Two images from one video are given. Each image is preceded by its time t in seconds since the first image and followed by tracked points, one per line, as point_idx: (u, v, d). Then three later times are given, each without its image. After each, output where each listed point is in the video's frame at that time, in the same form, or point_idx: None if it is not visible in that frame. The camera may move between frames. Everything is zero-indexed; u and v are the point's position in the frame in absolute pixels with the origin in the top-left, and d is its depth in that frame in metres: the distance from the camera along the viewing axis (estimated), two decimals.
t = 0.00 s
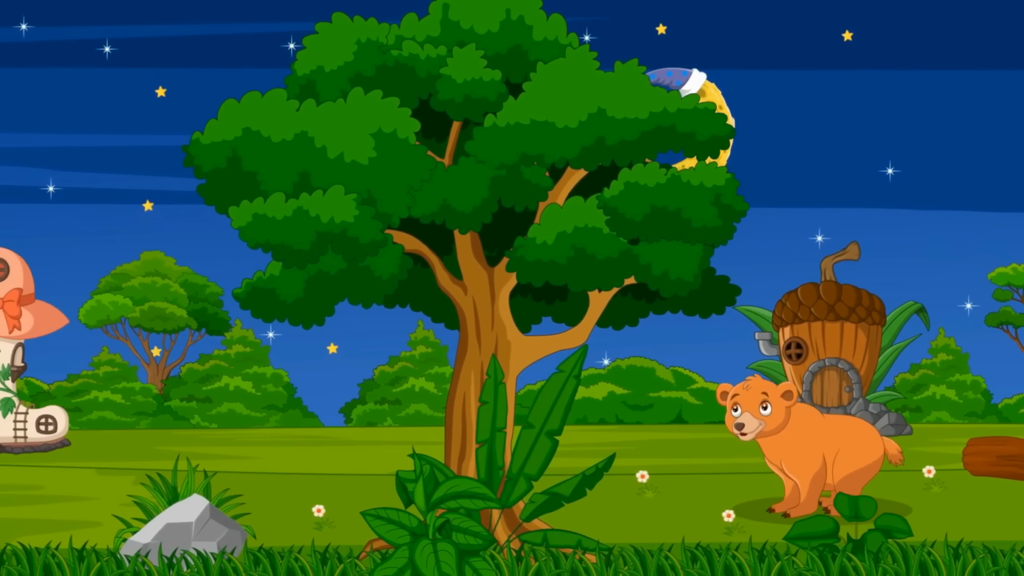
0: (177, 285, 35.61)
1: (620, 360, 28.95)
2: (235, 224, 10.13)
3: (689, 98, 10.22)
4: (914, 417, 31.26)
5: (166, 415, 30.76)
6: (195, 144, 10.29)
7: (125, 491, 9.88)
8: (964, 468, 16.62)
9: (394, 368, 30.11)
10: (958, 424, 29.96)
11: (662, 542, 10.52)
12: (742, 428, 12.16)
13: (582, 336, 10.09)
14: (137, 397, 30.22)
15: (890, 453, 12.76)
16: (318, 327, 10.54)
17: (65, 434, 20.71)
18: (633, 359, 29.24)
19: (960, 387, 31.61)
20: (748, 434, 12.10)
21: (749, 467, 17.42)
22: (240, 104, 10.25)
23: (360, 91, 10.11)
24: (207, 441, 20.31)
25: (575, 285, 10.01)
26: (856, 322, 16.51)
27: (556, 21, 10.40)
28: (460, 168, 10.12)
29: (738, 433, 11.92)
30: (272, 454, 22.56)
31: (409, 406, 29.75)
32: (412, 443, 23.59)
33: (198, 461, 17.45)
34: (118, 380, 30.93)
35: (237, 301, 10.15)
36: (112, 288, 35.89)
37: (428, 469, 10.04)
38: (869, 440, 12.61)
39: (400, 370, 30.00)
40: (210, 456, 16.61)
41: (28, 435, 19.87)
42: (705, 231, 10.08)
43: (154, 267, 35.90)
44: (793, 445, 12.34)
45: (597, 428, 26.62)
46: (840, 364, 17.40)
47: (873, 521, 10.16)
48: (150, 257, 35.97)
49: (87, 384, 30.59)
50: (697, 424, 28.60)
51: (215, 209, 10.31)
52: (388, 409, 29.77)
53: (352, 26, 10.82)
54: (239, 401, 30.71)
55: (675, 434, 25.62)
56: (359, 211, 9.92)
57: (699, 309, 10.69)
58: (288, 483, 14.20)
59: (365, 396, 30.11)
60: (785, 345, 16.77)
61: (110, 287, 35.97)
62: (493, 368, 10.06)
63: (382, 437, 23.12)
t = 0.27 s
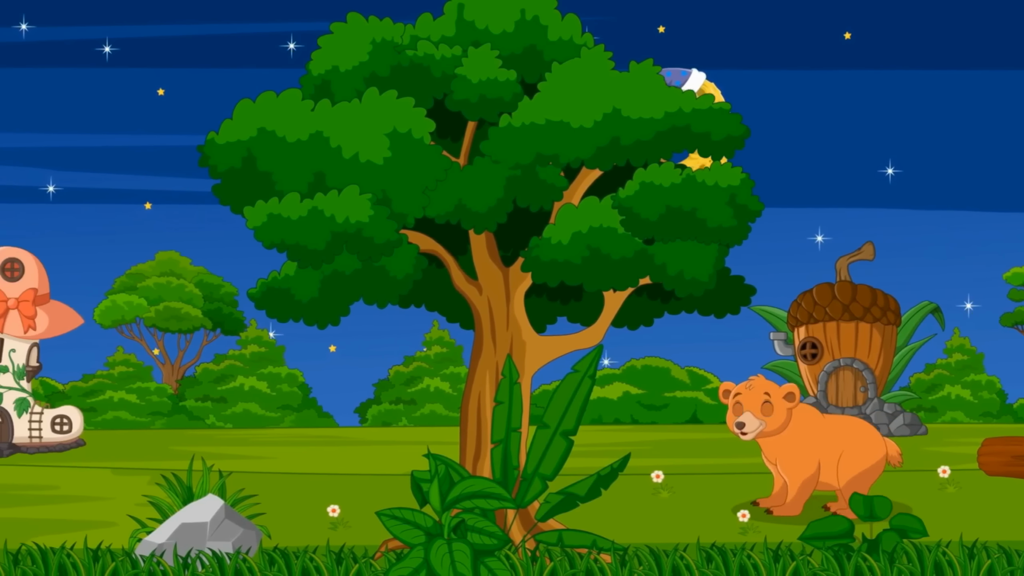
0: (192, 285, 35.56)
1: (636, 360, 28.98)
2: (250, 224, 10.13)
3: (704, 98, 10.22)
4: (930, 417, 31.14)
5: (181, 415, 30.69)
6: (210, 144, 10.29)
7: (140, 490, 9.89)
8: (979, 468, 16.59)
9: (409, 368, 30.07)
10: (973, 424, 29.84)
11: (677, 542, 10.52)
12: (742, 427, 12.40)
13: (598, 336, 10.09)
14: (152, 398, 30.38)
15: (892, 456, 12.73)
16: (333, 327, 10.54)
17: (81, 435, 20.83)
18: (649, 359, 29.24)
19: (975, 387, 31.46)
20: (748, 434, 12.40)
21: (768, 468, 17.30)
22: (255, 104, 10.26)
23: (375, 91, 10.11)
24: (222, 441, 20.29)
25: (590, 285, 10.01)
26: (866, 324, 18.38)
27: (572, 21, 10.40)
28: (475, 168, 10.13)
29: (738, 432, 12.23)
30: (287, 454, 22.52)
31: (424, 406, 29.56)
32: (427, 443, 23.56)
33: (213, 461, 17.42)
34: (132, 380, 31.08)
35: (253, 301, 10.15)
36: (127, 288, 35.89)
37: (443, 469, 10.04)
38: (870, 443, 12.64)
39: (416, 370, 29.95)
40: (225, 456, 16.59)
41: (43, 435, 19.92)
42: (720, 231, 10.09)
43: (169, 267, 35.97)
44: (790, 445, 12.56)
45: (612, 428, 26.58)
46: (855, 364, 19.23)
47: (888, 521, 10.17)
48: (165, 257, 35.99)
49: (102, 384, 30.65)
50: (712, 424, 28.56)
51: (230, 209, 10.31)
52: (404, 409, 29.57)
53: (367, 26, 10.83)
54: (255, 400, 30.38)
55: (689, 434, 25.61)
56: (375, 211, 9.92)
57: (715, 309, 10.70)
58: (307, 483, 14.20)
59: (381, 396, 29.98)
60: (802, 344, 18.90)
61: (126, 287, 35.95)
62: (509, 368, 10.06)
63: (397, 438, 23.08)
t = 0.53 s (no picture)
0: (209, 284, 35.38)
1: (653, 360, 28.98)
2: (268, 224, 10.13)
3: (722, 98, 10.22)
4: (947, 417, 30.93)
5: (198, 415, 29.85)
6: (227, 144, 10.30)
7: (158, 490, 9.89)
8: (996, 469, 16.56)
9: (426, 368, 29.92)
10: (991, 424, 29.65)
11: (694, 542, 10.52)
12: (741, 427, 12.22)
13: (615, 336, 10.09)
14: (170, 398, 29.57)
15: (890, 456, 12.72)
16: (351, 327, 10.55)
17: (98, 435, 20.71)
18: (666, 359, 29.27)
19: (993, 387, 31.22)
20: (747, 434, 12.19)
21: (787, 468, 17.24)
22: (273, 104, 10.26)
23: (393, 91, 10.11)
24: (239, 440, 20.26)
25: (608, 285, 10.01)
26: (886, 322, 18.64)
27: (589, 21, 10.41)
28: (492, 168, 10.13)
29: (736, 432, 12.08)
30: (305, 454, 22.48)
31: (442, 406, 29.42)
32: (444, 443, 23.52)
33: (231, 461, 17.38)
34: (150, 380, 30.53)
35: (270, 301, 10.16)
36: (145, 288, 35.81)
37: (461, 469, 10.04)
38: (868, 441, 12.62)
39: (433, 371, 29.85)
40: (242, 456, 16.53)
41: (60, 435, 19.86)
42: (738, 231, 10.09)
43: (186, 267, 35.80)
44: (792, 445, 12.39)
45: (630, 428, 26.52)
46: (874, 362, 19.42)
47: (905, 521, 10.15)
48: (183, 257, 35.89)
49: (120, 384, 30.20)
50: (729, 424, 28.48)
51: (248, 209, 10.31)
52: (421, 409, 29.41)
53: (385, 26, 10.84)
54: (273, 400, 30.12)
55: (707, 434, 25.58)
56: (392, 211, 9.92)
57: (732, 309, 10.70)
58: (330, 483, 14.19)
59: (398, 396, 29.80)
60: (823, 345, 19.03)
61: (143, 287, 35.87)
62: (527, 368, 10.06)
63: (414, 438, 23.04)
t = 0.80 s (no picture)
0: (225, 284, 35.04)
1: (668, 359, 28.83)
2: (283, 224, 10.13)
3: (736, 98, 10.22)
4: (963, 417, 30.42)
5: (214, 415, 29.41)
6: (242, 144, 10.29)
7: (173, 490, 9.90)
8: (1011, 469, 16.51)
9: (442, 368, 29.46)
10: (1006, 424, 29.28)
11: (709, 542, 10.52)
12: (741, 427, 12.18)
13: (630, 336, 10.09)
14: (184, 397, 29.00)
15: (893, 457, 12.44)
16: (365, 327, 10.55)
17: (113, 435, 19.98)
18: (681, 358, 28.89)
19: (1009, 387, 30.72)
20: (747, 433, 12.14)
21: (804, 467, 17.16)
22: (287, 104, 10.26)
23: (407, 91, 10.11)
24: (253, 441, 20.17)
25: (623, 285, 10.01)
26: (899, 322, 18.86)
27: (604, 21, 10.41)
28: (507, 168, 10.12)
29: (736, 432, 12.03)
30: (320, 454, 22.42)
31: (456, 406, 28.98)
32: (459, 443, 23.46)
33: (247, 461, 17.33)
34: (166, 380, 29.63)
35: (285, 301, 10.16)
36: (160, 288, 35.65)
37: (475, 469, 10.04)
38: (871, 444, 12.38)
39: (448, 370, 29.41)
40: (257, 456, 16.44)
41: (76, 435, 19.13)
42: (753, 231, 10.09)
43: (202, 267, 35.49)
44: (790, 446, 12.28)
45: (645, 428, 26.43)
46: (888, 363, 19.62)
47: (920, 521, 10.14)
48: (198, 257, 35.61)
49: (134, 385, 29.33)
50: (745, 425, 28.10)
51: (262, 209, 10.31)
52: (436, 409, 29.04)
53: (399, 26, 10.84)
54: (288, 401, 29.53)
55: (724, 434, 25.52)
56: (407, 211, 9.92)
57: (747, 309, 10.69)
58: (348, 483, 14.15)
59: (414, 397, 29.40)
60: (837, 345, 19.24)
61: (158, 287, 35.67)
62: (542, 368, 10.06)
63: (428, 439, 22.96)
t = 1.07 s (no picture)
0: (242, 284, 34.99)
1: (686, 360, 28.47)
2: (300, 224, 10.13)
3: (754, 98, 10.22)
4: (980, 417, 29.73)
5: (231, 415, 29.44)
6: (260, 144, 10.29)
7: (190, 490, 9.90)
8: None
9: (459, 368, 29.41)
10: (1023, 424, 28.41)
11: (727, 542, 10.52)
12: (742, 428, 12.29)
13: (648, 336, 10.09)
14: (202, 397, 29.12)
15: (893, 456, 12.51)
16: (382, 326, 10.54)
17: (131, 434, 20.29)
18: (699, 358, 28.68)
19: None
20: (747, 434, 12.25)
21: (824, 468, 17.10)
22: (305, 104, 10.27)
23: (425, 91, 10.12)
24: (271, 441, 20.18)
25: (640, 285, 10.01)
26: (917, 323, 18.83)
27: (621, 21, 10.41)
28: (525, 168, 10.12)
29: (737, 433, 12.13)
30: (337, 454, 22.40)
31: (474, 406, 28.95)
32: (476, 443, 23.43)
33: (264, 461, 17.30)
34: (183, 380, 29.35)
35: (303, 301, 10.16)
36: (177, 288, 35.64)
37: (493, 469, 10.04)
38: (871, 444, 12.47)
39: (466, 370, 29.35)
40: (273, 456, 16.38)
41: (93, 435, 19.38)
42: (770, 231, 10.08)
43: (219, 267, 35.42)
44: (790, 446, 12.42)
45: (662, 428, 26.41)
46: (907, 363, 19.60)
47: (937, 521, 10.14)
48: (215, 257, 35.55)
49: (152, 385, 29.08)
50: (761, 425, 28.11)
51: (280, 209, 10.31)
52: (454, 409, 29.00)
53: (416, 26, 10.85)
54: (306, 401, 29.48)
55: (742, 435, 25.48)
56: (425, 211, 9.91)
57: (764, 309, 10.69)
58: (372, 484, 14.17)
59: (431, 396, 29.40)
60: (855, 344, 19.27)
61: (175, 287, 35.70)
62: (559, 369, 10.06)
63: (445, 439, 22.97)
